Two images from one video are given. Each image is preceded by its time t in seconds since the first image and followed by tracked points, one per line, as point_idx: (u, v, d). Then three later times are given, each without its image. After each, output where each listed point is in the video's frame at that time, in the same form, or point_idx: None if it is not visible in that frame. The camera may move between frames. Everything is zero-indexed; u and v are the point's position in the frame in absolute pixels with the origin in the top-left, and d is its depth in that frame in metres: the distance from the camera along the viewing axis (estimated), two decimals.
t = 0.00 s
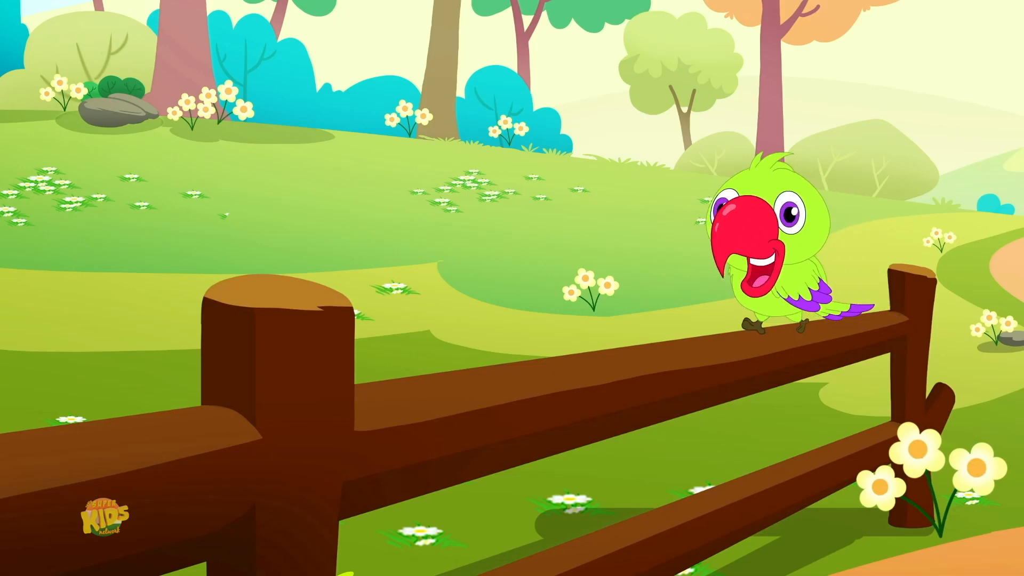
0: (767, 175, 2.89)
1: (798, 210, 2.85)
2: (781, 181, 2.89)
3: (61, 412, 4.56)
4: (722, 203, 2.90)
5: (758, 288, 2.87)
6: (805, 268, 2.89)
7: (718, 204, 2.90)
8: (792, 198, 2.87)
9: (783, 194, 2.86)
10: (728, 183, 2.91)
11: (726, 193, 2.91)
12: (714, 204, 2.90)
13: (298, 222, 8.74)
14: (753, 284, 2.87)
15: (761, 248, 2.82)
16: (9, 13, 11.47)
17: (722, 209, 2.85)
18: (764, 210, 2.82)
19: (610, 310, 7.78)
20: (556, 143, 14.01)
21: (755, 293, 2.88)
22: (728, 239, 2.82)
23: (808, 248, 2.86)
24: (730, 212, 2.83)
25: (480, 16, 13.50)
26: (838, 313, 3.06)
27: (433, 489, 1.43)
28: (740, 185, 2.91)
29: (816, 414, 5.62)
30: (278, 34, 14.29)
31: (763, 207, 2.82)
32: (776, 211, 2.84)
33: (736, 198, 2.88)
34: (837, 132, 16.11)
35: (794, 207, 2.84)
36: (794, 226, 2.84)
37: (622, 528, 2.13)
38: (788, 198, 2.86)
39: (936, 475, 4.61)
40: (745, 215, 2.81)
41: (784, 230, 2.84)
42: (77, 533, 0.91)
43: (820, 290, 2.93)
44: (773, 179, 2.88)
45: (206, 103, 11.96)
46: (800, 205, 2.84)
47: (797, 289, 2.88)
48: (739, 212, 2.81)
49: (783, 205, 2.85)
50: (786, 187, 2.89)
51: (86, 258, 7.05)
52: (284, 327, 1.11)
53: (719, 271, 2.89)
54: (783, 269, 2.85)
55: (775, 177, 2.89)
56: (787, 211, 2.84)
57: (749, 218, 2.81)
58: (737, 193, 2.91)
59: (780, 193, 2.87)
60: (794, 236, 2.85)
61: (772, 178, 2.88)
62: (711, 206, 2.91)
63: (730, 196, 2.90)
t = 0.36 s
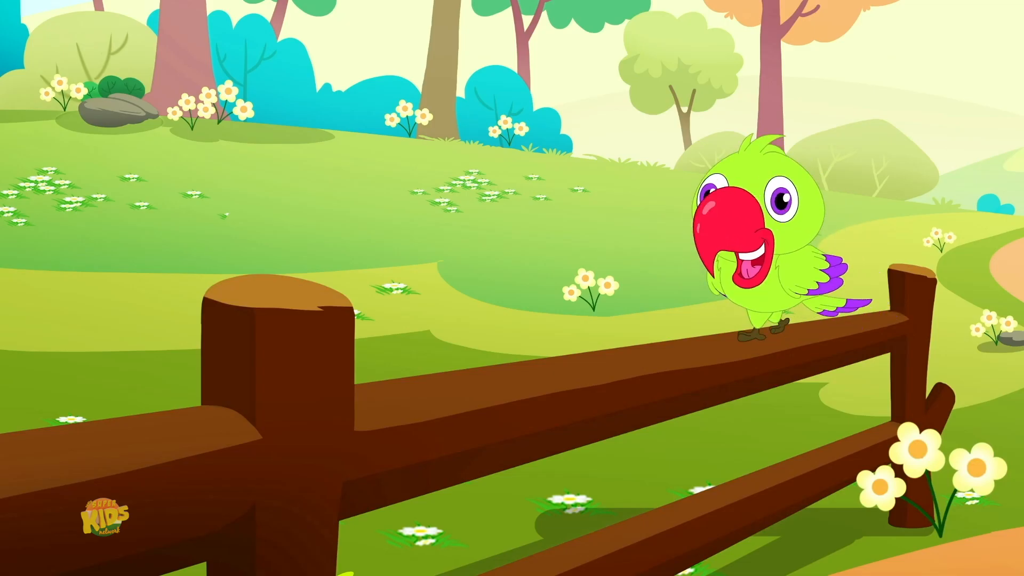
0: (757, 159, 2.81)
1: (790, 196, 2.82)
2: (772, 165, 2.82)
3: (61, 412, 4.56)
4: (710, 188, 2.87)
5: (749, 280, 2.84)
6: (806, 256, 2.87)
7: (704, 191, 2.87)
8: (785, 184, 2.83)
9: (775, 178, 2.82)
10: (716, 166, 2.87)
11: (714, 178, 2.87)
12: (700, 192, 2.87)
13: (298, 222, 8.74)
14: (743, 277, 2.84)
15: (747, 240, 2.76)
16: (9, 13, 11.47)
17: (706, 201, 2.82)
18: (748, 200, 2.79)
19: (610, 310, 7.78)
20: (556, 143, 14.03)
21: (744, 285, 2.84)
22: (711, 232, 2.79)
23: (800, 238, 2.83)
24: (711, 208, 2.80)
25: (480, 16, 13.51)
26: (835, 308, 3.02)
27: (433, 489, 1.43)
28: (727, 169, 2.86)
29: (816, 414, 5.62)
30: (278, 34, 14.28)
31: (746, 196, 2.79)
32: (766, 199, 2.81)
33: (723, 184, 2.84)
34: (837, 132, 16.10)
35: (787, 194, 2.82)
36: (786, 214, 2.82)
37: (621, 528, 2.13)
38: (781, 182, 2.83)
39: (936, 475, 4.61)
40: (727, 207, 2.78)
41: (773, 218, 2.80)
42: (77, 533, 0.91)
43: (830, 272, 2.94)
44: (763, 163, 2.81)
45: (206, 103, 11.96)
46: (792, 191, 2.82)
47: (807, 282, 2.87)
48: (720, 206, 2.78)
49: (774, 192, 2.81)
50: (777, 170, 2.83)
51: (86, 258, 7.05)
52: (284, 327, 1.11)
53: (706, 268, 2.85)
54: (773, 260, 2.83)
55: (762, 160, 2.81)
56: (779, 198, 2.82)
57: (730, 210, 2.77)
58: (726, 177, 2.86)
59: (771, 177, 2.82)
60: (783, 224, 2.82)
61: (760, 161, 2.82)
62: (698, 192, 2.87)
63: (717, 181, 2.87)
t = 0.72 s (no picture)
0: (726, 169, 2.89)
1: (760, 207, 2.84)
2: (744, 174, 2.89)
3: (61, 412, 4.57)
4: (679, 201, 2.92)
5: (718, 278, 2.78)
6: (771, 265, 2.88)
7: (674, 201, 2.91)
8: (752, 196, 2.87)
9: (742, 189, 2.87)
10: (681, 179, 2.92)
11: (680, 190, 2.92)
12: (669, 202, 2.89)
13: (298, 222, 8.74)
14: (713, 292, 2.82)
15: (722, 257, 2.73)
16: (9, 14, 11.46)
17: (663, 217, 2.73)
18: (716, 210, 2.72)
19: (610, 310, 7.78)
20: (556, 143, 14.09)
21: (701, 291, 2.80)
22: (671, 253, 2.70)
23: (774, 246, 2.86)
24: (677, 216, 2.71)
25: (480, 16, 13.51)
26: (817, 309, 3.03)
27: (433, 489, 1.43)
28: (696, 182, 2.92)
29: (816, 414, 5.62)
30: (278, 34, 14.29)
31: (712, 207, 2.72)
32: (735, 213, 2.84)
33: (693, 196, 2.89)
34: (837, 132, 16.10)
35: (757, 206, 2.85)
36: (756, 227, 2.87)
37: (621, 528, 2.13)
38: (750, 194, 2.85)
39: (936, 475, 4.61)
40: (692, 220, 2.70)
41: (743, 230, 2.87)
42: (78, 533, 0.91)
43: (793, 283, 2.90)
44: (734, 172, 2.88)
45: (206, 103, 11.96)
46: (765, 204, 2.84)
47: (767, 285, 2.86)
48: (686, 217, 2.70)
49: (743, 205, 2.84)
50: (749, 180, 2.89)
51: (86, 258, 7.05)
52: (284, 327, 1.11)
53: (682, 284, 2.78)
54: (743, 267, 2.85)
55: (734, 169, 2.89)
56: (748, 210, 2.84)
57: (695, 225, 2.70)
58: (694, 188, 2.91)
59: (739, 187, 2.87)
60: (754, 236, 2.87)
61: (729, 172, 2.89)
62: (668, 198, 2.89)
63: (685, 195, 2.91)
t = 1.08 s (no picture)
0: (727, 168, 2.89)
1: (758, 207, 2.78)
2: (743, 175, 2.88)
3: (61, 412, 4.57)
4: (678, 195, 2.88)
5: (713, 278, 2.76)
6: (778, 260, 2.89)
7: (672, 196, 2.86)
8: (753, 193, 2.78)
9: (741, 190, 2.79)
10: (682, 174, 2.89)
11: (679, 185, 2.89)
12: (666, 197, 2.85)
13: (298, 222, 8.74)
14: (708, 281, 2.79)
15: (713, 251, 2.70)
16: (9, 14, 11.46)
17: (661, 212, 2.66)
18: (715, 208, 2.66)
19: (610, 310, 7.78)
20: (556, 143, 14.08)
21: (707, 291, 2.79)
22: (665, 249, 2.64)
23: (775, 242, 2.85)
24: (676, 212, 2.64)
25: (480, 16, 13.52)
26: (818, 308, 3.03)
27: (433, 488, 1.43)
28: (697, 178, 2.90)
29: (816, 414, 5.62)
30: (278, 34, 14.29)
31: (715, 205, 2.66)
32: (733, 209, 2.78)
33: (690, 193, 2.86)
34: (838, 132, 16.10)
35: (754, 204, 2.77)
36: (753, 226, 2.80)
37: (621, 528, 2.13)
38: (747, 193, 2.78)
39: (936, 475, 4.61)
40: (692, 217, 2.64)
41: (739, 229, 2.81)
42: (77, 533, 0.91)
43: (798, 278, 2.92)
44: (733, 173, 2.87)
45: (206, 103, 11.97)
46: (760, 202, 2.77)
47: (778, 281, 2.89)
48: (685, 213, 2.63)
49: (740, 200, 2.78)
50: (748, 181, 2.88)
51: (86, 258, 7.05)
52: (284, 327, 1.11)
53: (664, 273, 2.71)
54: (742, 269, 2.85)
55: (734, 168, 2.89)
56: (745, 210, 2.78)
57: (694, 222, 2.64)
58: (693, 185, 2.89)
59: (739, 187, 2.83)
60: (751, 236, 2.82)
61: (730, 169, 2.88)
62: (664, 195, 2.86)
63: (684, 189, 2.88)
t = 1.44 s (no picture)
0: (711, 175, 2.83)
1: (749, 209, 2.80)
2: (728, 179, 2.82)
3: (61, 412, 4.56)
4: (667, 209, 2.89)
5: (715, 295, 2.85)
6: (778, 255, 2.89)
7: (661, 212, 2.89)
8: (742, 195, 2.80)
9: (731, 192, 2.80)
10: (668, 187, 2.89)
11: (667, 199, 2.89)
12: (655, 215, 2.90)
13: (298, 222, 8.74)
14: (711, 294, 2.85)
15: (712, 259, 2.78)
16: (9, 13, 11.46)
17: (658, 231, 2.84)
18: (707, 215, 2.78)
19: (610, 310, 7.78)
20: (556, 143, 14.07)
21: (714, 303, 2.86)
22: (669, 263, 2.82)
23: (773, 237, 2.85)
24: (669, 231, 2.81)
25: (480, 16, 13.52)
26: (817, 306, 3.00)
27: (433, 489, 1.43)
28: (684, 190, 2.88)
29: (816, 414, 5.62)
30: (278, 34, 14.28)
31: (706, 214, 2.78)
32: (725, 213, 2.79)
33: (679, 206, 2.86)
34: (838, 132, 16.11)
35: (745, 206, 2.79)
36: (746, 227, 2.80)
37: (621, 528, 2.13)
38: (738, 195, 2.80)
39: (936, 475, 4.61)
40: (684, 231, 2.78)
41: (733, 232, 2.80)
42: (77, 533, 0.91)
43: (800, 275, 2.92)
44: (718, 178, 2.81)
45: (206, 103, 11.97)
46: (751, 203, 2.79)
47: (780, 279, 2.89)
48: (677, 229, 2.79)
49: (731, 203, 2.80)
50: (733, 184, 2.82)
51: (86, 258, 7.05)
52: (284, 327, 1.11)
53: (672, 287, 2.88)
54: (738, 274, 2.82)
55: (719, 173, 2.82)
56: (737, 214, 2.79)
57: (687, 235, 2.78)
58: (682, 197, 2.88)
59: (726, 191, 2.81)
60: (745, 237, 2.82)
61: (716, 174, 2.82)
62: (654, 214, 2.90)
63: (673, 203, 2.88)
